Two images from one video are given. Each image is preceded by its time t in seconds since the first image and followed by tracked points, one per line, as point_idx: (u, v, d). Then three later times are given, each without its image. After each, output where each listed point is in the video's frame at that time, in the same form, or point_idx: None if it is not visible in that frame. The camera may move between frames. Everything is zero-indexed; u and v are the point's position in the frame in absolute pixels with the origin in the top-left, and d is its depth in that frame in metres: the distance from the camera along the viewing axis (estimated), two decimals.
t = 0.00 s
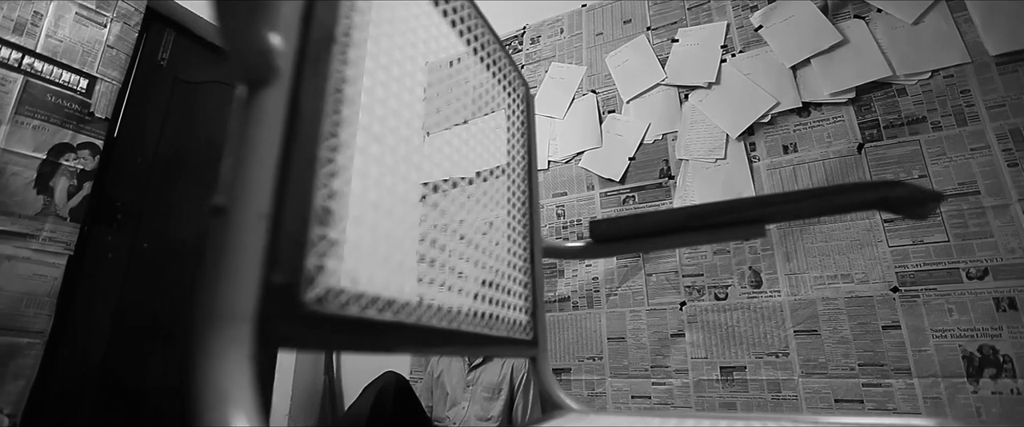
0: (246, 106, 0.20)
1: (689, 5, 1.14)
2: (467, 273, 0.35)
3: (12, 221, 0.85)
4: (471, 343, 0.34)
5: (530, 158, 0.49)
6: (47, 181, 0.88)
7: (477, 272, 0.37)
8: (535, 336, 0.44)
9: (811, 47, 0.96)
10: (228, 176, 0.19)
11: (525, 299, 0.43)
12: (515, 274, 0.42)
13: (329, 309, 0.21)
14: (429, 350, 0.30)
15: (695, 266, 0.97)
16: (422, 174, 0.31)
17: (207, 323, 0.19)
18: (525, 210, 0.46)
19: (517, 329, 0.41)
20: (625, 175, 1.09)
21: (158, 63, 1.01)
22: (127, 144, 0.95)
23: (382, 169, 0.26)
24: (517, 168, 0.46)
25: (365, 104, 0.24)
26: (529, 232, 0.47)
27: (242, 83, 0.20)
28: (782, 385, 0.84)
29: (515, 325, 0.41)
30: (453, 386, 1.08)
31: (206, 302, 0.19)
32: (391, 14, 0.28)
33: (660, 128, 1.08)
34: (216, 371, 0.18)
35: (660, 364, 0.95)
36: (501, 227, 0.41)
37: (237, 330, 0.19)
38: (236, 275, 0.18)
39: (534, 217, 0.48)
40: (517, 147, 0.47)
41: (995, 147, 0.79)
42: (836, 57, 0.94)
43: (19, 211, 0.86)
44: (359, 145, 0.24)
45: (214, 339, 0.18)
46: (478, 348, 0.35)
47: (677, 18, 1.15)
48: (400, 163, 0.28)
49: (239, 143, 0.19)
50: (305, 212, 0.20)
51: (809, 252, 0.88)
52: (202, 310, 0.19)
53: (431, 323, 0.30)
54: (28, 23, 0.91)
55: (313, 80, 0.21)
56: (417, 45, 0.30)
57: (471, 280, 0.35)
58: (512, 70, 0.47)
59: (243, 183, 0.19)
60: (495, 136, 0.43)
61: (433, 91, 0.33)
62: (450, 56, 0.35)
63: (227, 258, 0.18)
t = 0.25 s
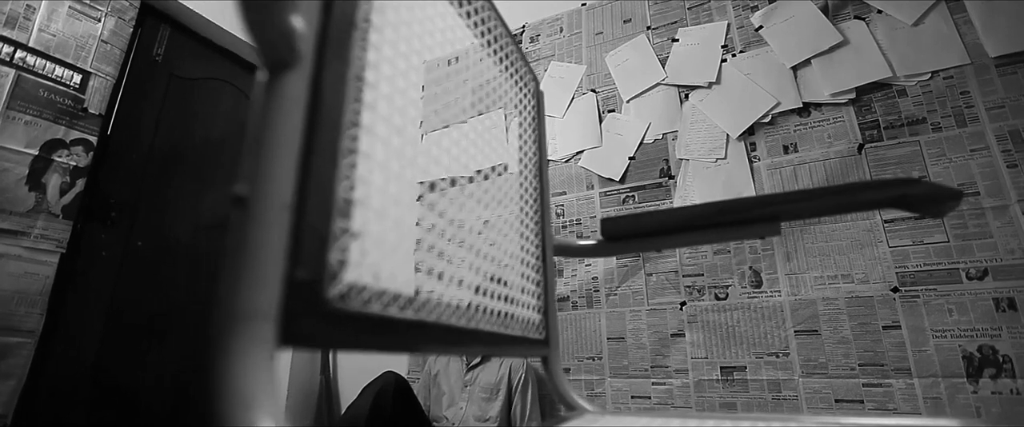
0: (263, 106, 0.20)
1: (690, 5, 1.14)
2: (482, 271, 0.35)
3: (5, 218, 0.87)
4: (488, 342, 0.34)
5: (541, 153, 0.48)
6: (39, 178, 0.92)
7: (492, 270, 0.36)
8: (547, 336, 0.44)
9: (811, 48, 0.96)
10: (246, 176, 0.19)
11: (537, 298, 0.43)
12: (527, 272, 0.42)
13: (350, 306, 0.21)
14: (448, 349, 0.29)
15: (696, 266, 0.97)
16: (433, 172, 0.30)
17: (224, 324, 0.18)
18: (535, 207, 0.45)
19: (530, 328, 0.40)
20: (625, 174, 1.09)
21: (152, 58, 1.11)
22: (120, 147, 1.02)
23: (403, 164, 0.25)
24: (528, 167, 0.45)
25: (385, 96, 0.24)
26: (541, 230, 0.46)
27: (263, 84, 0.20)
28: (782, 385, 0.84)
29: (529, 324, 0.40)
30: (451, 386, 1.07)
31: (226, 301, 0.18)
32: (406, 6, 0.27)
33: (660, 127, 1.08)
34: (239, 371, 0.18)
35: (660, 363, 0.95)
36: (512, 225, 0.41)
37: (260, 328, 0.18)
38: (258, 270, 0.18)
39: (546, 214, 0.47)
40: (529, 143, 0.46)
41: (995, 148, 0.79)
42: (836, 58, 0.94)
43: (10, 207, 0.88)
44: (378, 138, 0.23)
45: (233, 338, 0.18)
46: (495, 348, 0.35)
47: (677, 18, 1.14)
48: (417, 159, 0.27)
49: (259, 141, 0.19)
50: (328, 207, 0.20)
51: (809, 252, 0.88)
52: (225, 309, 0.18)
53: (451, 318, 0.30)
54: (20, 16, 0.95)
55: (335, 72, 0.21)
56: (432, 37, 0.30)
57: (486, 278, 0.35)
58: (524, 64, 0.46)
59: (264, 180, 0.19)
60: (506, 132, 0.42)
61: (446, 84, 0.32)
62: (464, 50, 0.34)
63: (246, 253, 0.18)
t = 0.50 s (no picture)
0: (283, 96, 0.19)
1: (690, 5, 1.14)
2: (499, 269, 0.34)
3: None
4: (510, 341, 0.33)
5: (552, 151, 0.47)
6: (30, 174, 0.91)
7: (509, 267, 0.36)
8: (560, 336, 0.43)
9: (811, 48, 0.97)
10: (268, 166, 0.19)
11: (551, 297, 0.42)
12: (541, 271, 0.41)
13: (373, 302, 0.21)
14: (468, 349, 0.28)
15: (696, 265, 0.97)
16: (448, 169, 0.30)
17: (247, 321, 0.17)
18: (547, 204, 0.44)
19: (546, 327, 0.40)
20: (625, 174, 1.08)
21: (147, 54, 1.11)
22: (114, 144, 1.02)
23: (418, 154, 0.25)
24: (539, 166, 0.44)
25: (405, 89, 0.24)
26: (553, 227, 0.45)
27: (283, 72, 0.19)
28: (783, 385, 0.84)
29: (544, 323, 0.39)
30: (450, 386, 1.07)
31: (250, 296, 0.18)
32: None
33: (660, 127, 1.08)
34: (267, 369, 0.17)
35: (660, 364, 0.95)
36: (526, 222, 0.40)
37: (287, 323, 0.18)
38: (285, 264, 0.17)
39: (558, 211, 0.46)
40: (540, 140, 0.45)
41: (994, 149, 0.80)
42: (836, 59, 0.94)
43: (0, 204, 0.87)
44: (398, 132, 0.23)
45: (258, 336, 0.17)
46: (514, 348, 0.34)
47: (677, 17, 1.14)
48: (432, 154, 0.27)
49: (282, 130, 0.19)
50: (353, 201, 0.19)
51: (809, 252, 0.88)
52: (247, 305, 0.17)
53: (471, 320, 0.29)
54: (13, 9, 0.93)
55: (359, 59, 0.20)
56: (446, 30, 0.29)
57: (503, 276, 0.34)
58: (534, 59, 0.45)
59: (290, 170, 0.18)
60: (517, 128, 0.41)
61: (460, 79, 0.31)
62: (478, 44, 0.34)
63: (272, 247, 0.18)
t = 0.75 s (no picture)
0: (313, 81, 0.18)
1: (690, 5, 1.14)
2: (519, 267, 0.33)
3: None
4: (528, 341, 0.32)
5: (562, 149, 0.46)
6: (23, 170, 0.89)
7: (528, 265, 0.35)
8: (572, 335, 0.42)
9: (812, 49, 0.97)
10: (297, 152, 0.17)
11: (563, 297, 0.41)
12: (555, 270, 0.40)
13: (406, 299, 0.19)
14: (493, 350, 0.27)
15: (696, 265, 0.97)
16: (473, 162, 0.29)
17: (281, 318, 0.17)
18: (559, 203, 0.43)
19: (560, 326, 0.39)
20: (624, 174, 1.08)
21: (141, 49, 1.09)
22: (107, 142, 1.00)
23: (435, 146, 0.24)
24: (552, 164, 0.43)
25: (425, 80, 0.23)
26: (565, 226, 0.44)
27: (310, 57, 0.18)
28: (783, 386, 0.84)
29: (558, 322, 0.39)
30: (448, 386, 1.06)
31: (283, 292, 0.16)
32: None
33: (660, 126, 1.08)
34: (302, 367, 0.16)
35: (660, 364, 0.94)
36: (543, 220, 0.39)
37: (320, 320, 0.16)
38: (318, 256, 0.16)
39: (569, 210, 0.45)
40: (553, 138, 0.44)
41: (993, 150, 0.80)
42: (837, 59, 0.94)
43: None
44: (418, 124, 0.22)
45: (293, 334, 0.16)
46: (532, 348, 0.33)
47: (677, 17, 1.14)
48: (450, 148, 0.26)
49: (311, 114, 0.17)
50: (384, 187, 0.17)
51: (809, 252, 0.88)
52: (281, 300, 0.16)
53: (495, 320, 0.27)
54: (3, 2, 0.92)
55: (386, 43, 0.19)
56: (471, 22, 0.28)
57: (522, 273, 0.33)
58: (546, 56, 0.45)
59: (321, 157, 0.17)
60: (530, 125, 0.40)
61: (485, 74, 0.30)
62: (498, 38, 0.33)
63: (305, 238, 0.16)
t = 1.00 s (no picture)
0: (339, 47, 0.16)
1: (689, 5, 1.14)
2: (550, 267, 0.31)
3: None
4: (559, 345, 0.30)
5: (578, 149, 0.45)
6: (12, 166, 0.86)
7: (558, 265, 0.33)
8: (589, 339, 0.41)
9: (811, 49, 0.97)
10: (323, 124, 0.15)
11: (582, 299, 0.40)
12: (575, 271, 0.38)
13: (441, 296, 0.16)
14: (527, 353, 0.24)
15: (695, 265, 0.97)
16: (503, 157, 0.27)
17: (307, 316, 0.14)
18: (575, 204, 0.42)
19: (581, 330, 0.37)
20: (623, 173, 1.08)
21: (135, 44, 1.08)
22: (100, 138, 0.99)
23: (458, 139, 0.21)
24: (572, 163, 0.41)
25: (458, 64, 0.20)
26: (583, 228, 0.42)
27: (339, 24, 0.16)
28: (781, 386, 0.84)
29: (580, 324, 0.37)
30: (445, 386, 1.05)
31: (311, 286, 0.14)
32: None
33: (659, 126, 1.08)
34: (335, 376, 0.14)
35: (659, 363, 0.94)
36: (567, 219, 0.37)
37: (355, 321, 0.14)
38: (351, 245, 0.14)
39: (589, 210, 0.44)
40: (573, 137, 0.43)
41: (990, 152, 0.81)
42: (836, 60, 0.95)
43: None
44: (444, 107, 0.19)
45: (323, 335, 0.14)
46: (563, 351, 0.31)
47: (676, 17, 1.14)
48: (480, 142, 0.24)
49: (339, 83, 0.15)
50: (419, 166, 0.15)
51: (808, 252, 0.89)
52: (307, 300, 0.14)
53: (528, 319, 0.25)
54: None
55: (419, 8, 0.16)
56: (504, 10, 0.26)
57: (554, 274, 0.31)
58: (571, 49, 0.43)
59: (351, 130, 0.14)
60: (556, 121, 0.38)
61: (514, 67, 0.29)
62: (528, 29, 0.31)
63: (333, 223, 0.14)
